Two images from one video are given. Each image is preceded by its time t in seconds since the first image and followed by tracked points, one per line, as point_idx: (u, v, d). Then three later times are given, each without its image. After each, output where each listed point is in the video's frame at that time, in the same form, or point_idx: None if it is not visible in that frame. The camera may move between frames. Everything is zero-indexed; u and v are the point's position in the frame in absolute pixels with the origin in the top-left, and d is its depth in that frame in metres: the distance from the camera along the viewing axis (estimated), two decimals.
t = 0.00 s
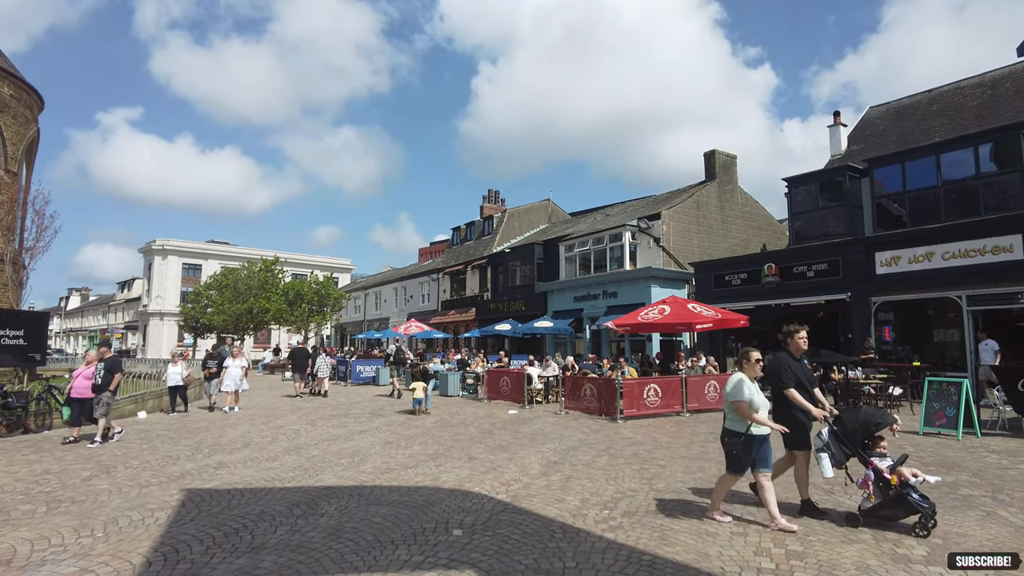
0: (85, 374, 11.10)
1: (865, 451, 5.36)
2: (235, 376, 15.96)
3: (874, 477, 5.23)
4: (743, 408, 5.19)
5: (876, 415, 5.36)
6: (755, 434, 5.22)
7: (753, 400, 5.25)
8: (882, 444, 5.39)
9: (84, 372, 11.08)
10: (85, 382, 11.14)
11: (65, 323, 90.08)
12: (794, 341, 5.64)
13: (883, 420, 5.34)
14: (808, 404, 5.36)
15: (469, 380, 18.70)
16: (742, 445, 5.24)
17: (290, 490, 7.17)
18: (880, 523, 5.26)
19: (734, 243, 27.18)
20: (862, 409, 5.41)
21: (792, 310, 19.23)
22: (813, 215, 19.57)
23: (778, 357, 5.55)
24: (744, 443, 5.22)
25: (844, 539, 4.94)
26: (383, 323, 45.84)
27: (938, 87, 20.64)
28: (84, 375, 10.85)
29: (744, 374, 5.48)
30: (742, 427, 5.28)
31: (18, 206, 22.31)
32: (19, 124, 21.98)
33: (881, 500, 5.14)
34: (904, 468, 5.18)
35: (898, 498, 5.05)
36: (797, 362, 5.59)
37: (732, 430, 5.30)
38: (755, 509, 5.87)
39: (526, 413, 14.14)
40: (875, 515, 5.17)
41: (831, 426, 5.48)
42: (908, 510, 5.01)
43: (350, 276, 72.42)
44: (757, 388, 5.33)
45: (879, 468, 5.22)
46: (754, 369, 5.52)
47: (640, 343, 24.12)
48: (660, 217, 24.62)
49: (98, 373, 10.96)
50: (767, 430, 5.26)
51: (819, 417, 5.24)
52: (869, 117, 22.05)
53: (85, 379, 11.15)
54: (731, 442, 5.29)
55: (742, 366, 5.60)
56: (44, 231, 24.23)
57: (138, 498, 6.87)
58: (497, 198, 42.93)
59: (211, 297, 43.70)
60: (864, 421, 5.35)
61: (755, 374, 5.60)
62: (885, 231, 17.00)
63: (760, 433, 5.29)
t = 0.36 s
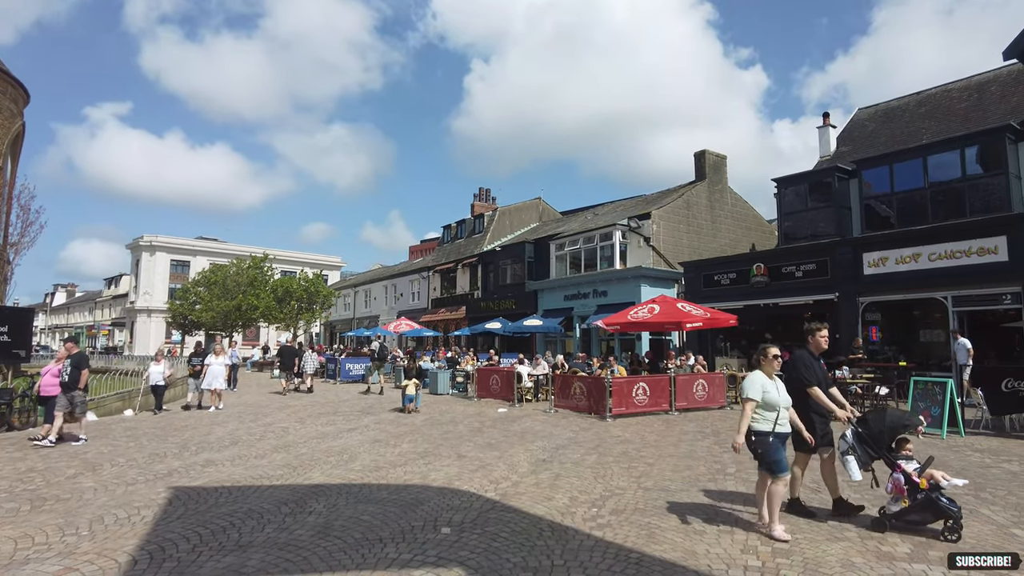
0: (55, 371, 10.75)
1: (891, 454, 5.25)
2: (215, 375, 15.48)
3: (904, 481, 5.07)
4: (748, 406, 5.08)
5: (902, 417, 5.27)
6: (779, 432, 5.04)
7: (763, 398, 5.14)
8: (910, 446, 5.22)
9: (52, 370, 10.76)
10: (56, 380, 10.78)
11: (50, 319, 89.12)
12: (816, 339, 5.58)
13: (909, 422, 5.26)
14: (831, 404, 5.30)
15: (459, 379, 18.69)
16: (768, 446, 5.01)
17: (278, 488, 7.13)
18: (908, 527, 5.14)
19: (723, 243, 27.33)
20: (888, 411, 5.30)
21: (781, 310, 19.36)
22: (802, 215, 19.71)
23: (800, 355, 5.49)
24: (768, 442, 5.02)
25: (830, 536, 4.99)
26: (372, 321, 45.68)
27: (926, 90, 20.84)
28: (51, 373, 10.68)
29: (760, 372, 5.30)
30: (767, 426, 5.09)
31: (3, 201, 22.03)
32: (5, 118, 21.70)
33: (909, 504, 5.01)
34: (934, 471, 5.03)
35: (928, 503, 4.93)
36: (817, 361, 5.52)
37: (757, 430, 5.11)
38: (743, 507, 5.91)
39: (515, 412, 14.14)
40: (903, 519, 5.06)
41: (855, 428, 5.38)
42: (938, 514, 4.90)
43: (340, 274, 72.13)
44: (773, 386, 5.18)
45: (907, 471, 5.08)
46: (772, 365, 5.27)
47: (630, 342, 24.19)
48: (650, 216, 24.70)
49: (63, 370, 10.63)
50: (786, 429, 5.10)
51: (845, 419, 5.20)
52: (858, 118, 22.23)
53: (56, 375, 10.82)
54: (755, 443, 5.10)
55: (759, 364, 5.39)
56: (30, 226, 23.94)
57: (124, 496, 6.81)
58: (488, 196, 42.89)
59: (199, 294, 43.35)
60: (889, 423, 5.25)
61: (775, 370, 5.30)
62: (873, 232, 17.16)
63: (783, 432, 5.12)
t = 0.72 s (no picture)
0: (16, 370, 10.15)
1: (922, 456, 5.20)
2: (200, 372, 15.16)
3: (939, 484, 4.99)
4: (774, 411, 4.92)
5: (935, 419, 5.21)
6: (805, 433, 4.89)
7: (788, 401, 4.97)
8: (940, 449, 5.23)
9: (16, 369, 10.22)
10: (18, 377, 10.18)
11: (37, 315, 88.19)
12: (842, 338, 5.44)
13: (941, 424, 5.19)
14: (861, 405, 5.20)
15: (449, 376, 18.70)
16: (791, 449, 4.89)
17: (267, 485, 7.10)
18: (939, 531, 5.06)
19: (714, 242, 27.46)
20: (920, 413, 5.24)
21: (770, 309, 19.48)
22: (792, 215, 19.81)
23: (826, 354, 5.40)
24: (792, 446, 4.89)
25: (817, 534, 5.04)
26: (363, 318, 45.55)
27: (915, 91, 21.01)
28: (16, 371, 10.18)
29: (781, 373, 5.11)
30: (791, 427, 4.94)
31: None
32: None
33: (943, 508, 4.94)
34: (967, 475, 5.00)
35: (963, 507, 4.84)
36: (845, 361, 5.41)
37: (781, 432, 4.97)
38: (732, 504, 5.96)
39: (506, 409, 14.13)
40: (936, 523, 4.98)
41: (884, 430, 5.31)
42: (973, 519, 4.80)
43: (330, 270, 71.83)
44: (796, 388, 5.03)
45: (941, 475, 5.02)
46: (795, 367, 5.09)
47: (620, 340, 24.26)
48: (641, 215, 24.76)
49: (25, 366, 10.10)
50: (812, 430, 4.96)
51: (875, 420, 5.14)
52: (848, 119, 22.38)
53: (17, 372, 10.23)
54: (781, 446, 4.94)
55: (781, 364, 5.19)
56: (16, 220, 23.66)
57: (112, 492, 6.75)
58: (480, 193, 42.84)
59: (189, 290, 43.04)
60: (921, 425, 5.19)
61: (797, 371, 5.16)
62: (863, 232, 17.29)
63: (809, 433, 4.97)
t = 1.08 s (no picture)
0: None
1: (950, 458, 5.09)
2: (184, 369, 14.75)
3: (967, 487, 4.83)
4: (814, 411, 4.67)
5: (961, 419, 5.15)
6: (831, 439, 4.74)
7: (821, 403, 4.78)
8: (967, 451, 5.22)
9: None
10: None
11: (24, 311, 87.24)
12: (863, 339, 5.46)
13: (969, 425, 5.13)
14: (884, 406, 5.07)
15: (440, 374, 18.68)
16: (814, 453, 4.70)
17: (255, 482, 7.05)
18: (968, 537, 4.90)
19: (704, 241, 27.59)
20: (947, 414, 5.17)
21: (760, 309, 19.60)
22: (782, 215, 19.92)
23: (848, 353, 5.33)
24: (817, 450, 4.70)
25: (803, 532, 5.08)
26: (353, 316, 45.39)
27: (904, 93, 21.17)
28: None
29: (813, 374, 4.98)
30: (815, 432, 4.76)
31: None
32: None
33: (972, 512, 4.81)
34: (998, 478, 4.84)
35: (992, 510, 4.71)
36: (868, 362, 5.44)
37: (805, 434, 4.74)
38: (720, 502, 5.99)
39: (496, 407, 14.13)
40: (964, 528, 4.85)
41: (910, 431, 5.24)
42: (1003, 523, 4.66)
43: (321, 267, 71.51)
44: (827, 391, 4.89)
45: (971, 477, 4.87)
46: (825, 369, 5.05)
47: (611, 339, 24.33)
48: (632, 214, 24.83)
49: None
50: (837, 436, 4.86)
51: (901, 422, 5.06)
52: (838, 120, 22.53)
53: None
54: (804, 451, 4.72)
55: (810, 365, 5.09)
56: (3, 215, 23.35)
57: (98, 490, 6.69)
58: (471, 191, 42.80)
59: (178, 287, 42.70)
60: (948, 426, 5.12)
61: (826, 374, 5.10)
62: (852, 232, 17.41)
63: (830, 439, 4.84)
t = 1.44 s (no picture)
0: None
1: (979, 461, 5.06)
2: (163, 370, 14.40)
3: (996, 490, 4.85)
4: (840, 408, 4.65)
5: (990, 421, 5.11)
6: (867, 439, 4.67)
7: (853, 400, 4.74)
8: (997, 453, 5.13)
9: None
10: None
11: (5, 308, 86.00)
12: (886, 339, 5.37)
13: (998, 427, 5.08)
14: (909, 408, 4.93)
15: (428, 372, 18.67)
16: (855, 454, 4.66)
17: (241, 481, 7.00)
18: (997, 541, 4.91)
19: (693, 241, 27.73)
20: (975, 416, 5.14)
21: (747, 308, 19.72)
22: (769, 215, 20.06)
23: (873, 357, 5.17)
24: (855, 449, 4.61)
25: (789, 530, 5.13)
26: (341, 314, 45.19)
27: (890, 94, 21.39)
28: None
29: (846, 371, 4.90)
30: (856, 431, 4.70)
31: None
32: None
33: (1000, 516, 4.82)
34: None
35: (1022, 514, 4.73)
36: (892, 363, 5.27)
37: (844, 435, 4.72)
38: (707, 500, 6.03)
39: (485, 406, 14.13)
40: (993, 532, 4.84)
41: (938, 433, 5.22)
42: None
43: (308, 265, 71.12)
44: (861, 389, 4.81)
45: (1000, 480, 4.88)
46: (860, 366, 4.93)
47: (600, 337, 24.40)
48: (621, 213, 24.91)
49: None
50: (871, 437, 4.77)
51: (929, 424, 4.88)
52: (825, 121, 22.72)
53: None
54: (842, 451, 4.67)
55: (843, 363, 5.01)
56: None
57: (81, 489, 6.61)
58: (461, 189, 42.74)
59: (164, 284, 42.27)
60: (977, 428, 5.10)
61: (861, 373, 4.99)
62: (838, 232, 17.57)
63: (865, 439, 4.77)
